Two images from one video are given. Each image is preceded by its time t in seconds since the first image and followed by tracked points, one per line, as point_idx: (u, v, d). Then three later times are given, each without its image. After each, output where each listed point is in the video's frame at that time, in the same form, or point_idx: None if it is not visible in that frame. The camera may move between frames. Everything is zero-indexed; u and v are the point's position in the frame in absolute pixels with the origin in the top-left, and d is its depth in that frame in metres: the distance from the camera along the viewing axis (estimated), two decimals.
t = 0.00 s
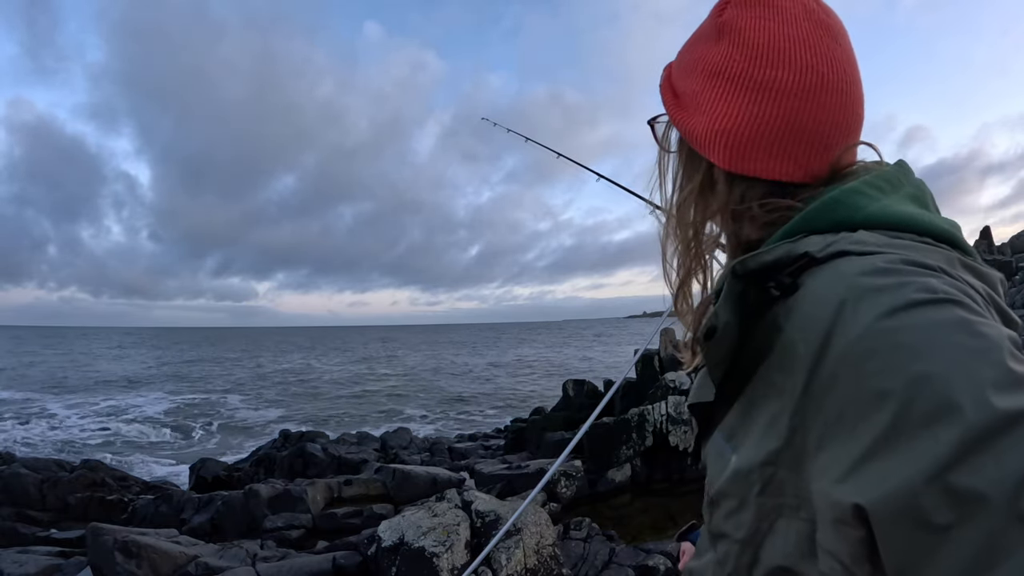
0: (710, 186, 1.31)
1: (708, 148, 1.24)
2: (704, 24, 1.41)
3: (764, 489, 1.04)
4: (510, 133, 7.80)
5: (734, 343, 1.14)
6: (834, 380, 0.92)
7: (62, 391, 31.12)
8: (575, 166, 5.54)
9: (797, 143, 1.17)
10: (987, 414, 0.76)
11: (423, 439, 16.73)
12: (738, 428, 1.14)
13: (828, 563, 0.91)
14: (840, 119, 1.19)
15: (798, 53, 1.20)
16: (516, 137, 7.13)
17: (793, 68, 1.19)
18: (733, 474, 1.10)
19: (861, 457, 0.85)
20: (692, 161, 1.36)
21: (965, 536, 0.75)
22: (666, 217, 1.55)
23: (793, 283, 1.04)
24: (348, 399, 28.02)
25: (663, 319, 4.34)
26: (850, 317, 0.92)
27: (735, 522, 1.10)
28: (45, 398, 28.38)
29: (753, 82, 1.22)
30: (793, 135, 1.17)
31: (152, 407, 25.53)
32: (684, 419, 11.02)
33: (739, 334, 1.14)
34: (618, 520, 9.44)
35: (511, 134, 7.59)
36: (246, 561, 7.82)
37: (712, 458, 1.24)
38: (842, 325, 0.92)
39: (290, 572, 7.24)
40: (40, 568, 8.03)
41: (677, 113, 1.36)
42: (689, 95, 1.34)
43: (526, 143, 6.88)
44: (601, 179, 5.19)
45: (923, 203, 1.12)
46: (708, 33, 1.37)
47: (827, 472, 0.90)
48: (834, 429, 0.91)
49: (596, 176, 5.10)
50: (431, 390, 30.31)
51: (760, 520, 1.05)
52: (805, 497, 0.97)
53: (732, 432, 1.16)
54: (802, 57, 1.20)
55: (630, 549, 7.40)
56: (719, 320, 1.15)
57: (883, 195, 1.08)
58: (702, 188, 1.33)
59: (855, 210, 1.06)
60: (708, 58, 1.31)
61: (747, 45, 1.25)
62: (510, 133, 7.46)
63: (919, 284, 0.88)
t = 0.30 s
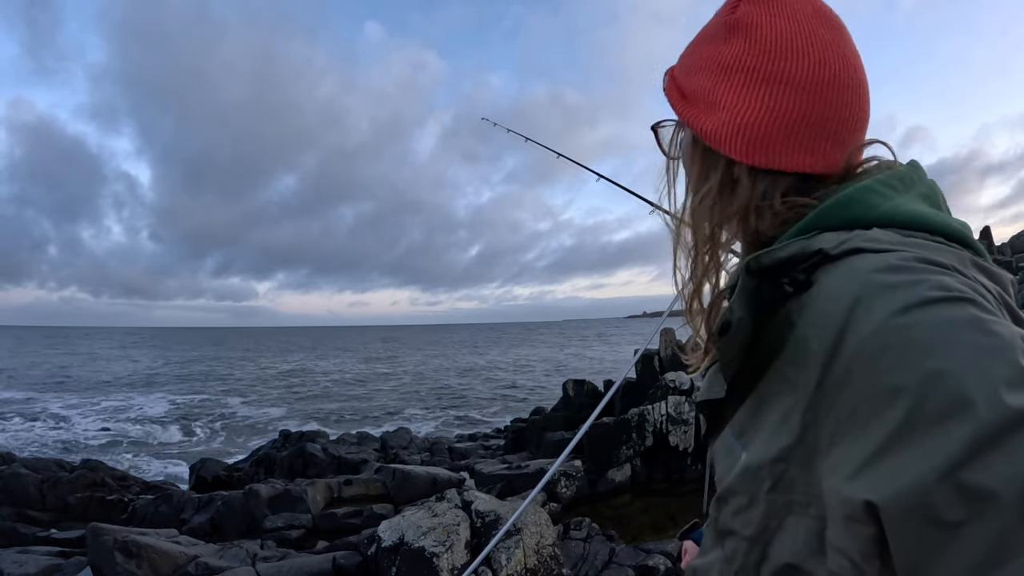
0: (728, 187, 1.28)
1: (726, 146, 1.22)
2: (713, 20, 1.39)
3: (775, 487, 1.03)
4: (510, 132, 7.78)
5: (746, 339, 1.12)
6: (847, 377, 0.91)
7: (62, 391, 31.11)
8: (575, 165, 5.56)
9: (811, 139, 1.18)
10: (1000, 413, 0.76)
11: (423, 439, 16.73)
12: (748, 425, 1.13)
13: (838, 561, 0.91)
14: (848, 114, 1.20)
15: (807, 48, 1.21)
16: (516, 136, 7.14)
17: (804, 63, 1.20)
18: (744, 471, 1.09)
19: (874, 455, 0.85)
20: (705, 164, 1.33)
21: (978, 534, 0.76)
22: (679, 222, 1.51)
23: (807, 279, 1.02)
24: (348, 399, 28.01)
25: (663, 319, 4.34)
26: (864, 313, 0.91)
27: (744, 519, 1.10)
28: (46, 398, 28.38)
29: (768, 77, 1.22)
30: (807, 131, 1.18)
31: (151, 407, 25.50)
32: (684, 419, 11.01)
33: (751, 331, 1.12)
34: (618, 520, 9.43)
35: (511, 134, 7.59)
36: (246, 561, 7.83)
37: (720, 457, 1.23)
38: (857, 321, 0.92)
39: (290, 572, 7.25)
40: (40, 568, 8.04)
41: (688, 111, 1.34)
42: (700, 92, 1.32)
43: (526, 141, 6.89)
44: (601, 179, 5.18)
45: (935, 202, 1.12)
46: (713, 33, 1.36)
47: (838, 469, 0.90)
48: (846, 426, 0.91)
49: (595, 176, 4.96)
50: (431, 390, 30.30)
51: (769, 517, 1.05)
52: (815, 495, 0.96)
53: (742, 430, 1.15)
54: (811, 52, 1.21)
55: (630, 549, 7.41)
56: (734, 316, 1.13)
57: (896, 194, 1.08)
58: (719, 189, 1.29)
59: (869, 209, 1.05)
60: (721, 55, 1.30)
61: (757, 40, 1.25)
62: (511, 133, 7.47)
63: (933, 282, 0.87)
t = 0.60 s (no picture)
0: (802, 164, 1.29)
1: (824, 114, 1.31)
2: (734, 22, 1.48)
3: (794, 487, 1.03)
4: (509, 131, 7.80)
5: (769, 336, 1.11)
6: (872, 374, 0.89)
7: (61, 391, 31.13)
8: (575, 165, 5.55)
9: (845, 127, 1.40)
10: None
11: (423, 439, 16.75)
12: (766, 423, 1.13)
13: (856, 564, 0.88)
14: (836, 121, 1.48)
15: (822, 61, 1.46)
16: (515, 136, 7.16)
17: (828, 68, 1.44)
18: (760, 470, 1.10)
19: (894, 456, 0.82)
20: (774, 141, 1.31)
21: (1000, 537, 0.70)
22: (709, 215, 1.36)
23: (831, 275, 1.01)
24: (347, 399, 28.04)
25: (664, 319, 4.36)
26: (890, 310, 0.89)
27: (760, 520, 1.10)
28: (47, 397, 28.41)
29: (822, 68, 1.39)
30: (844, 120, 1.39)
31: (151, 407, 25.52)
32: (684, 419, 11.03)
33: (773, 327, 1.10)
34: (618, 520, 9.43)
35: (510, 134, 7.59)
36: (246, 561, 7.83)
37: (734, 458, 1.23)
38: (883, 319, 0.89)
39: (290, 572, 7.26)
40: (40, 568, 8.04)
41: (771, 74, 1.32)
42: (775, 63, 1.35)
43: (526, 141, 6.89)
44: (601, 179, 5.15)
45: (953, 199, 1.13)
46: (749, 26, 1.45)
47: (860, 469, 0.87)
48: (868, 426, 0.88)
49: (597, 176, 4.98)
50: (430, 390, 30.32)
51: (786, 518, 1.04)
52: (834, 496, 0.95)
53: (760, 428, 1.15)
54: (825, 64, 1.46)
55: (630, 549, 7.41)
56: (757, 313, 1.12)
57: (918, 190, 1.08)
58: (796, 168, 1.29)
59: (892, 204, 1.05)
60: (779, 40, 1.39)
61: (801, 41, 1.42)
62: (510, 133, 7.48)
63: (959, 280, 0.85)
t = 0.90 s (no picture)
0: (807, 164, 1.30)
1: (831, 116, 1.31)
2: (742, 25, 1.49)
3: (794, 484, 1.03)
4: (509, 131, 7.81)
5: (769, 332, 1.11)
6: (868, 372, 0.89)
7: (61, 391, 31.13)
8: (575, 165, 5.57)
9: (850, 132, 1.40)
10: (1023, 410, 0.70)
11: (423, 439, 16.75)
12: (766, 420, 1.14)
13: (855, 561, 0.88)
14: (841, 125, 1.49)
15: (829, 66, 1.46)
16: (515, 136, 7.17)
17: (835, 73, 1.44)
18: (762, 467, 1.11)
19: (891, 452, 0.82)
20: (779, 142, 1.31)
21: (996, 535, 0.70)
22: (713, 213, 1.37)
23: (830, 272, 1.01)
24: (347, 399, 28.04)
25: (664, 319, 4.36)
26: (889, 306, 0.89)
27: (761, 519, 1.11)
28: (47, 397, 28.38)
29: (830, 73, 1.39)
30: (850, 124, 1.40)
31: (150, 407, 25.51)
32: (684, 419, 11.04)
33: (773, 323, 1.11)
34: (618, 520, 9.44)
35: (510, 134, 7.60)
36: (246, 561, 7.84)
37: (736, 457, 1.24)
38: (881, 314, 0.89)
39: (290, 572, 7.26)
40: (40, 568, 8.04)
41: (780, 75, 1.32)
42: (785, 65, 1.35)
43: (526, 142, 6.90)
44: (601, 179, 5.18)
45: (959, 199, 1.13)
46: (758, 29, 1.45)
47: (857, 466, 0.87)
48: (866, 422, 0.88)
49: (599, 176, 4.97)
50: (430, 390, 30.32)
51: (787, 516, 1.05)
52: (834, 493, 0.95)
53: (761, 425, 1.16)
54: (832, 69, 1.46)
55: (630, 549, 7.41)
56: (755, 309, 1.13)
57: (922, 189, 1.08)
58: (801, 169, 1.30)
59: (894, 202, 1.05)
60: (786, 43, 1.40)
61: (809, 45, 1.42)
62: (510, 132, 7.48)
63: (957, 276, 0.85)
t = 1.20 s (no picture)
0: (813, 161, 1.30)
1: (840, 112, 1.31)
2: (753, 21, 1.50)
3: (790, 484, 1.04)
4: (510, 131, 7.83)
5: (765, 329, 1.12)
6: (860, 372, 0.89)
7: (61, 391, 31.13)
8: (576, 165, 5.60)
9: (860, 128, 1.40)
10: (1013, 411, 0.70)
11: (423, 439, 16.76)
12: (764, 419, 1.15)
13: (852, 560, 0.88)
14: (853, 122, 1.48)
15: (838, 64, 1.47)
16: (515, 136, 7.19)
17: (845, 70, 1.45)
18: (759, 465, 1.12)
19: (883, 451, 0.82)
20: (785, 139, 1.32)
21: (985, 538, 0.71)
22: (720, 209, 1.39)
23: (825, 270, 1.02)
24: (347, 399, 28.04)
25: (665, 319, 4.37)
26: (880, 304, 0.89)
27: (760, 517, 1.12)
28: (47, 397, 28.37)
29: (839, 70, 1.40)
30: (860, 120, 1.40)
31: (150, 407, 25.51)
32: (684, 419, 11.05)
33: (769, 320, 1.12)
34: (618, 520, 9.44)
35: (510, 135, 7.62)
36: (246, 561, 7.84)
37: (736, 456, 1.24)
38: (873, 312, 0.90)
39: (290, 572, 7.26)
40: (40, 567, 8.05)
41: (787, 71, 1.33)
42: (794, 61, 1.35)
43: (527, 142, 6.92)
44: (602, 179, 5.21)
45: (964, 200, 1.13)
46: (767, 26, 1.46)
47: (849, 465, 0.88)
48: (859, 421, 0.89)
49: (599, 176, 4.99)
50: (430, 390, 30.33)
51: (785, 515, 1.05)
52: (829, 492, 0.95)
53: (759, 424, 1.17)
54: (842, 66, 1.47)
55: (630, 549, 7.41)
56: (750, 304, 1.14)
57: (922, 188, 1.09)
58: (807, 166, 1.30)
59: (893, 201, 1.06)
60: (794, 39, 1.41)
61: (819, 42, 1.43)
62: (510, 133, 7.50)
63: (952, 276, 0.85)
